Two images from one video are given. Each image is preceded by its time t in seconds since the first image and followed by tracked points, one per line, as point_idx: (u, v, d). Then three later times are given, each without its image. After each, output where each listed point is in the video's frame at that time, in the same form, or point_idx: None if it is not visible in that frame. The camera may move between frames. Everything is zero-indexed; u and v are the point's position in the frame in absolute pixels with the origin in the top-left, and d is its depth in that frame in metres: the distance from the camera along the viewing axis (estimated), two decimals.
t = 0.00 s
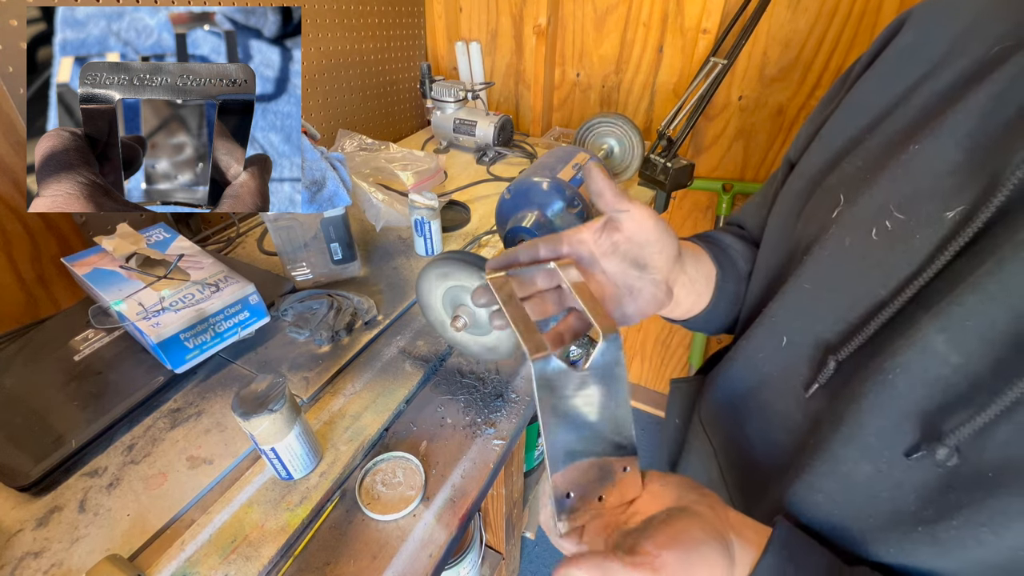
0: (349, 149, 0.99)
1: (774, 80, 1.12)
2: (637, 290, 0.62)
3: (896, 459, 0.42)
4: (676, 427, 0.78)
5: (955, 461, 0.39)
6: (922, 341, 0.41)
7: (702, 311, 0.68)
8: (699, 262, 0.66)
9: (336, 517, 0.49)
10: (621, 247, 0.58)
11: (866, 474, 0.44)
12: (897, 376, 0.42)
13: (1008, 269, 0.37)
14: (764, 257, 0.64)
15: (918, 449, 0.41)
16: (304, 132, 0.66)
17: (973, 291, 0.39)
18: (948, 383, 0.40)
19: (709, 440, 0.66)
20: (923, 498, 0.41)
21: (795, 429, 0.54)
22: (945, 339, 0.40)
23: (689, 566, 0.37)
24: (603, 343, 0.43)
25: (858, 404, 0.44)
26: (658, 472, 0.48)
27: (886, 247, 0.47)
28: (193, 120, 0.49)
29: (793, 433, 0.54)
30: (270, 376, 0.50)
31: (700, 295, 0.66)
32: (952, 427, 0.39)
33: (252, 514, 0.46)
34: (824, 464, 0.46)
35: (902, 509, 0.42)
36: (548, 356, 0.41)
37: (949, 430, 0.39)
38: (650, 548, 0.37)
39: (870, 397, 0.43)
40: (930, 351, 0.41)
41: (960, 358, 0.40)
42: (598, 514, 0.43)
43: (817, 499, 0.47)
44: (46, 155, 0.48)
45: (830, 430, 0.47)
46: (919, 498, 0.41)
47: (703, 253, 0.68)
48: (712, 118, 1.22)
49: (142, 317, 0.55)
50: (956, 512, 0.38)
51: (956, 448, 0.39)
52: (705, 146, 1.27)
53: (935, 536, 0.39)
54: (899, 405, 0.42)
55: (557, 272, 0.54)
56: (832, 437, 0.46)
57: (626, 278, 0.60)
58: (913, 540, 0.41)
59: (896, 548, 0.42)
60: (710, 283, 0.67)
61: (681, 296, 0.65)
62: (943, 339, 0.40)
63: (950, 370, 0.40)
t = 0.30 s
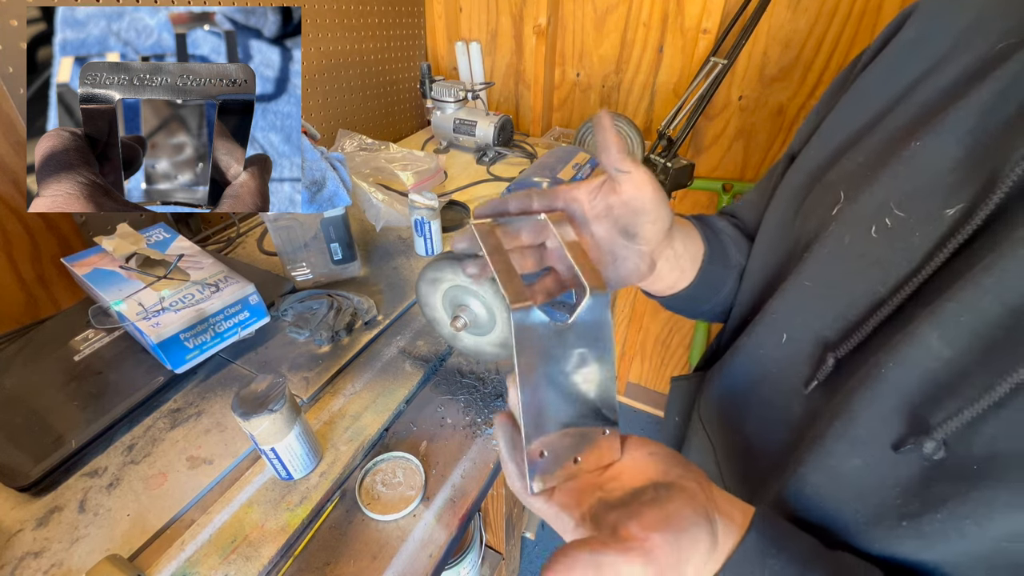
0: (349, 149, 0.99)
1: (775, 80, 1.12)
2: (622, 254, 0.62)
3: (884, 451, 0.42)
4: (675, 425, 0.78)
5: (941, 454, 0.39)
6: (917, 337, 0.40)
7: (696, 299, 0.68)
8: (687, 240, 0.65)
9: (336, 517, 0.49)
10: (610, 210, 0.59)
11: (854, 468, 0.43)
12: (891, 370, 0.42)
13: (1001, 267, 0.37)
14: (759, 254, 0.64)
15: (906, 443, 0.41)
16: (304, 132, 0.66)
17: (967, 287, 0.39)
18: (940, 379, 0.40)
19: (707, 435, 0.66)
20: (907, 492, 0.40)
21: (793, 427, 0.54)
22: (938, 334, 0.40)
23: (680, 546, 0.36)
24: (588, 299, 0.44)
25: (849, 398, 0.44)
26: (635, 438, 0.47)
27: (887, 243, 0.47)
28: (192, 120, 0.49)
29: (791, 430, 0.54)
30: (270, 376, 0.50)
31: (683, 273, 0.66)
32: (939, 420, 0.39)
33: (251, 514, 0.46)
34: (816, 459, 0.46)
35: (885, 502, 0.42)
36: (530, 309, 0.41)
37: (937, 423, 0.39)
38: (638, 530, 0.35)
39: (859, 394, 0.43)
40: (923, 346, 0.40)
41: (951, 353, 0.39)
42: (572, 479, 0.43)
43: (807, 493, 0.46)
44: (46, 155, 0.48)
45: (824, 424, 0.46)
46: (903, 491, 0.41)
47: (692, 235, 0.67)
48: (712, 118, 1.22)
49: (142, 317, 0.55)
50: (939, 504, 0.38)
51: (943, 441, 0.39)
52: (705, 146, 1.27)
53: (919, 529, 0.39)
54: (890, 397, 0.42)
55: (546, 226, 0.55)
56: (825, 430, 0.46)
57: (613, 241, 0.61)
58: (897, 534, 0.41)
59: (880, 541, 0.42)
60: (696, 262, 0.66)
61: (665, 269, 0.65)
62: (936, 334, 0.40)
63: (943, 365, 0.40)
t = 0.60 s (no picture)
0: (349, 149, 0.99)
1: (775, 80, 1.12)
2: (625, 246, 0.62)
3: (879, 450, 0.42)
4: (675, 423, 0.78)
5: (936, 454, 0.38)
6: (915, 335, 0.40)
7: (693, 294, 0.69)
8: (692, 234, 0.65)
9: (336, 517, 0.49)
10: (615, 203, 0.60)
11: (848, 465, 0.43)
12: (888, 369, 0.41)
13: (1002, 268, 0.37)
14: (758, 253, 0.64)
15: (902, 442, 0.40)
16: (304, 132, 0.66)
17: (967, 287, 0.39)
18: (938, 378, 0.40)
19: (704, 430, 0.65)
20: (902, 489, 0.40)
21: (792, 427, 0.54)
22: (936, 334, 0.39)
23: (661, 532, 0.38)
24: (591, 301, 0.43)
25: (845, 396, 0.44)
26: (633, 433, 0.49)
27: (889, 243, 0.47)
28: (193, 120, 0.49)
29: (790, 429, 0.54)
30: (270, 375, 0.50)
31: (685, 266, 0.66)
32: (936, 420, 0.39)
33: (252, 514, 0.46)
34: (811, 458, 0.45)
35: (881, 501, 0.42)
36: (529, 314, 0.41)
37: (933, 424, 0.39)
38: (620, 515, 0.37)
39: (857, 395, 0.43)
40: (920, 345, 0.40)
41: (950, 354, 0.39)
42: (570, 476, 0.44)
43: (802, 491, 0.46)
44: (46, 155, 0.48)
45: (821, 421, 0.46)
46: (898, 489, 0.41)
47: (695, 228, 0.66)
48: (712, 118, 1.22)
49: (142, 317, 0.55)
50: (935, 502, 0.38)
51: (938, 441, 0.38)
52: (705, 146, 1.27)
53: (912, 527, 0.39)
54: (887, 396, 0.41)
55: (547, 218, 0.57)
56: (820, 428, 0.45)
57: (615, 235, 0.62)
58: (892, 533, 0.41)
59: (873, 538, 0.42)
60: (698, 256, 0.66)
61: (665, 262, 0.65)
62: (933, 333, 0.40)
63: (940, 365, 0.40)
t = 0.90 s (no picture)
0: (348, 149, 0.99)
1: (775, 80, 1.12)
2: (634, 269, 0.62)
3: (875, 452, 0.42)
4: (674, 423, 0.78)
5: (932, 456, 0.39)
6: (911, 337, 0.40)
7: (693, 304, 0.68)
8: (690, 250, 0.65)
9: (336, 517, 0.49)
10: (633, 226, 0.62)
11: (844, 469, 0.43)
12: (885, 371, 0.41)
13: (999, 270, 0.37)
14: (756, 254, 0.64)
15: (898, 444, 0.40)
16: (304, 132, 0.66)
17: (964, 288, 0.38)
18: (935, 380, 0.39)
19: (702, 431, 0.66)
20: (898, 493, 0.41)
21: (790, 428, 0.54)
22: (933, 335, 0.39)
23: (656, 518, 0.40)
24: (603, 301, 0.41)
25: (841, 397, 0.43)
26: (639, 431, 0.52)
27: (888, 245, 0.47)
28: (193, 120, 0.49)
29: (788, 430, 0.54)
30: (269, 375, 0.50)
31: (688, 286, 0.66)
32: (932, 422, 0.39)
33: (252, 514, 0.47)
34: (810, 460, 0.45)
35: (876, 502, 0.42)
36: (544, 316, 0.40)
37: (928, 425, 0.39)
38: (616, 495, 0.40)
39: (854, 393, 0.42)
40: (917, 347, 0.40)
41: (947, 356, 0.39)
42: (579, 474, 0.46)
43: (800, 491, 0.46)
44: (46, 155, 0.48)
45: (816, 421, 0.46)
46: (894, 492, 0.41)
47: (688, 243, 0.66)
48: (712, 118, 1.22)
49: (142, 317, 0.55)
50: (930, 504, 0.38)
51: (935, 444, 0.39)
52: (705, 146, 1.27)
53: (909, 530, 0.39)
54: (882, 398, 0.41)
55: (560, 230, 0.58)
56: (815, 427, 0.45)
57: (626, 257, 0.62)
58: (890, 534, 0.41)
59: (870, 539, 0.42)
60: (697, 274, 0.65)
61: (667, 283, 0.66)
62: (930, 336, 0.39)
63: (937, 366, 0.39)
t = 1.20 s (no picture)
0: (348, 149, 0.99)
1: (775, 80, 1.12)
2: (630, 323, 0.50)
3: (870, 448, 0.41)
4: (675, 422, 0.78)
5: (927, 453, 0.38)
6: (907, 336, 0.40)
7: (698, 336, 0.65)
8: (685, 305, 0.61)
9: (336, 517, 0.49)
10: (660, 322, 0.51)
11: (840, 464, 0.43)
12: (880, 368, 0.41)
13: (994, 268, 0.36)
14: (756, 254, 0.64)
15: (893, 441, 0.40)
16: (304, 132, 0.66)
17: (960, 288, 0.38)
18: (930, 377, 0.39)
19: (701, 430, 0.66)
20: (893, 487, 0.40)
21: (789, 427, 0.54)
22: (928, 333, 0.39)
23: (666, 491, 0.42)
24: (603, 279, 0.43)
25: (838, 394, 0.43)
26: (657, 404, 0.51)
27: (886, 245, 0.46)
28: (192, 120, 0.49)
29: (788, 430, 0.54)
30: (269, 375, 0.50)
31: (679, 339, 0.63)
32: (927, 420, 0.38)
33: (252, 514, 0.46)
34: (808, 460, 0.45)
35: (872, 498, 0.42)
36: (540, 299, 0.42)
37: (923, 423, 0.38)
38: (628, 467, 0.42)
39: (849, 390, 0.42)
40: (913, 345, 0.39)
41: (941, 352, 0.39)
42: (594, 445, 0.47)
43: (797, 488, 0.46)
44: (46, 155, 0.48)
45: (813, 419, 0.45)
46: (889, 486, 0.41)
47: (680, 277, 0.65)
48: (712, 118, 1.22)
49: (142, 317, 0.55)
50: (926, 500, 0.38)
51: (929, 440, 0.38)
52: (705, 146, 1.27)
53: (906, 523, 0.39)
54: (878, 394, 0.41)
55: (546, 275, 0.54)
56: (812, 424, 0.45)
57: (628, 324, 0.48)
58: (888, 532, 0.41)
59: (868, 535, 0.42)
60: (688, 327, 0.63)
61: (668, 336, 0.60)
62: (926, 333, 0.39)
63: (933, 364, 0.39)
